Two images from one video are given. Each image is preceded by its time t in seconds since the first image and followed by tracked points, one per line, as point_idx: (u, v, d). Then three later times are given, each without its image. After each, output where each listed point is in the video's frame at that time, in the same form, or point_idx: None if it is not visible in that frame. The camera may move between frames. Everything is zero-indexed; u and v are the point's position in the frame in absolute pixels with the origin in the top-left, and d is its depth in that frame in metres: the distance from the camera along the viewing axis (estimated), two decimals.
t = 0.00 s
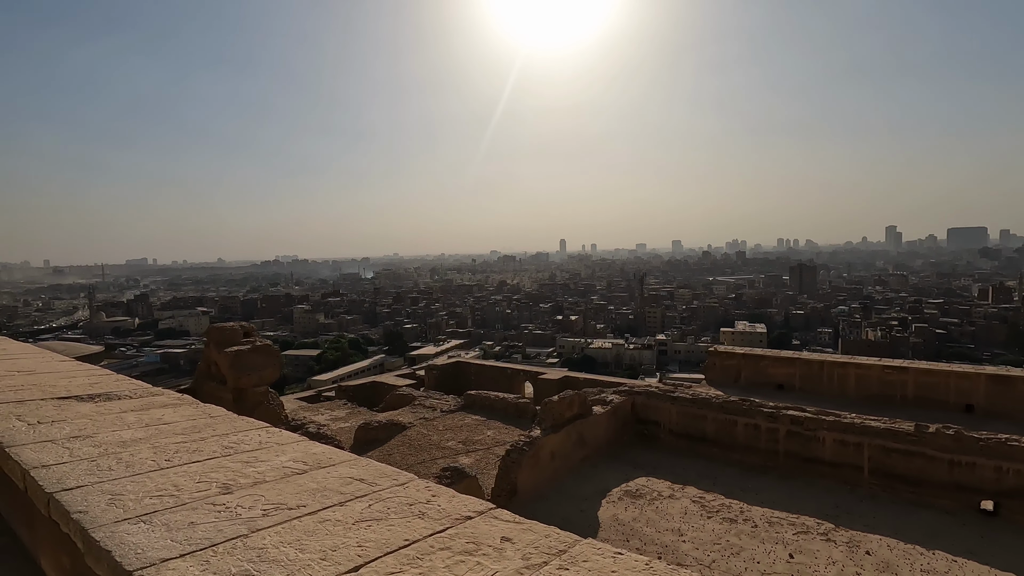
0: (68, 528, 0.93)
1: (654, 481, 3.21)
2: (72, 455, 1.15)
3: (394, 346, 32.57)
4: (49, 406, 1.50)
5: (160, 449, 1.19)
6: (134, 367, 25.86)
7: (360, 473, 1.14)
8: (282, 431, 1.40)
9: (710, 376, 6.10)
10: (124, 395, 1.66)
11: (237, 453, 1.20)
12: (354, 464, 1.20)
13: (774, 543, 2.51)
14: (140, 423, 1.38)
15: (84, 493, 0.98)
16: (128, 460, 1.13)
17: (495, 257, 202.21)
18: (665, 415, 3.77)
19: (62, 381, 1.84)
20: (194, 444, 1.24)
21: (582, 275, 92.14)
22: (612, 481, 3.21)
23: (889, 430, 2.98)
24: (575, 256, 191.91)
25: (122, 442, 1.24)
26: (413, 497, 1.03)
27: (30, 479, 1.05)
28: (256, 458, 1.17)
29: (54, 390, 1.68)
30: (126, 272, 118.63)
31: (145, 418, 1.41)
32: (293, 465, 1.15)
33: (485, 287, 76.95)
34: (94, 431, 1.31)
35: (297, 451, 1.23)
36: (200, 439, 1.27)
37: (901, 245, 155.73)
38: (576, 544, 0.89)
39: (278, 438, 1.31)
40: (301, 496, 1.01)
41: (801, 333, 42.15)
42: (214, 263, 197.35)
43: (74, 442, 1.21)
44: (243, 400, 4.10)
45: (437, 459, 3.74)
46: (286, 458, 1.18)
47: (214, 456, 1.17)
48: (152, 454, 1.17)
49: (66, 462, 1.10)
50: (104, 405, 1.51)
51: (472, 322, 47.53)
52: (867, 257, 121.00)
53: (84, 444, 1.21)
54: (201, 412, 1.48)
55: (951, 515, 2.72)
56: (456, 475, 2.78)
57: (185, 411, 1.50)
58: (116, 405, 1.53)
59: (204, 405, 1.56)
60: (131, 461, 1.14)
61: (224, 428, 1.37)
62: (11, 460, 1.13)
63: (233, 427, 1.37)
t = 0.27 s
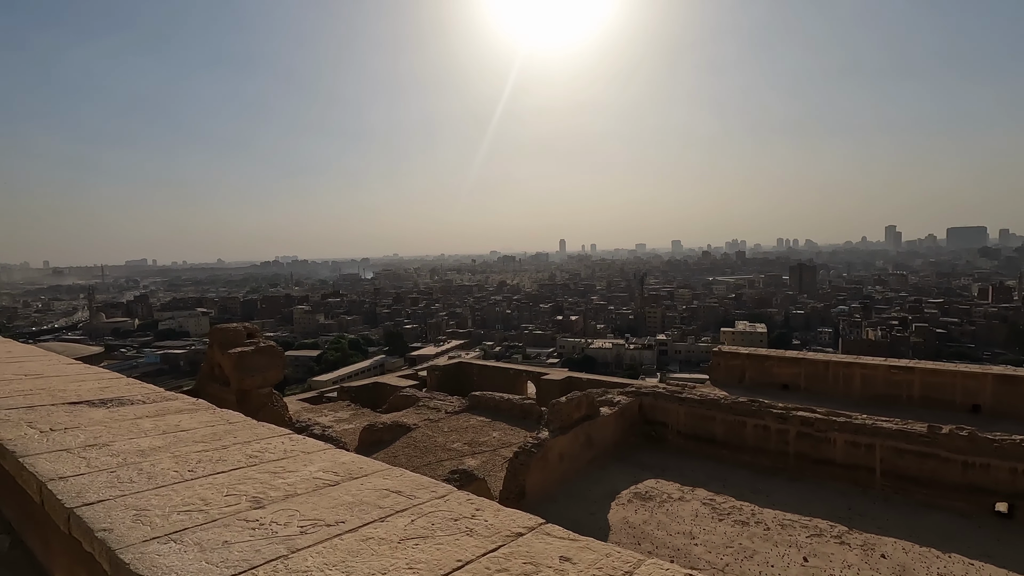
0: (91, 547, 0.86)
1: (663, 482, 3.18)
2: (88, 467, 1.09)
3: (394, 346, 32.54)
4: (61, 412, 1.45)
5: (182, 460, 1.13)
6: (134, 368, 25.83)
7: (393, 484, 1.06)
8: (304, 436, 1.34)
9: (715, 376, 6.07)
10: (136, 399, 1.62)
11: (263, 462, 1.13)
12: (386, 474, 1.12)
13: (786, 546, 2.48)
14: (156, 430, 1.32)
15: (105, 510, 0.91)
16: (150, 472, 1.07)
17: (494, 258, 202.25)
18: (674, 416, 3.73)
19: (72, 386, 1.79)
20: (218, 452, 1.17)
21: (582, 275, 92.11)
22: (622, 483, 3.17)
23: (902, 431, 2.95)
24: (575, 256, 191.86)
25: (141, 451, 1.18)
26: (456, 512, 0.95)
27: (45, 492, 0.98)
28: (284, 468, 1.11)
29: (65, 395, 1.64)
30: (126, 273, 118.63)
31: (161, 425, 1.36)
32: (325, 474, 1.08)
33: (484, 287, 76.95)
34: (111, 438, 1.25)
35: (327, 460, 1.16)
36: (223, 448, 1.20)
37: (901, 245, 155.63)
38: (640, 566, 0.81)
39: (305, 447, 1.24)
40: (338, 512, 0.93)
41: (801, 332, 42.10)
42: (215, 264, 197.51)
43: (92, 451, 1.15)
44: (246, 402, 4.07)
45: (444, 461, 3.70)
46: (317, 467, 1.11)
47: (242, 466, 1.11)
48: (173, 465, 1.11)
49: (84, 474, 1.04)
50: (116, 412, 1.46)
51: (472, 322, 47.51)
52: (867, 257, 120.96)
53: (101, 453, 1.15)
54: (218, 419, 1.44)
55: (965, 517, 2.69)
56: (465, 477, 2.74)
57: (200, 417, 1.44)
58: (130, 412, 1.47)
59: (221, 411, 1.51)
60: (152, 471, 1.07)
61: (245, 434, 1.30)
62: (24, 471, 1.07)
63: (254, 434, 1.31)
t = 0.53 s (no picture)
0: (122, 568, 0.81)
1: (674, 485, 3.15)
2: (111, 478, 1.03)
3: (394, 347, 32.56)
4: (76, 419, 1.41)
5: (210, 470, 1.08)
6: (135, 369, 25.81)
7: (436, 499, 1.00)
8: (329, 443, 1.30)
9: (719, 377, 6.03)
10: (151, 405, 1.59)
11: (295, 472, 1.08)
12: (425, 486, 1.06)
13: (802, 550, 2.44)
14: (178, 436, 1.28)
15: (137, 527, 0.86)
16: (178, 484, 1.02)
17: (494, 259, 202.23)
18: (682, 418, 3.70)
19: (83, 391, 1.75)
20: (247, 463, 1.12)
21: (582, 275, 92.09)
22: (632, 486, 3.14)
23: (915, 433, 2.92)
24: (575, 257, 191.85)
25: (166, 461, 1.13)
26: (509, 530, 0.89)
27: (69, 509, 0.93)
28: (318, 479, 1.05)
29: (77, 402, 1.60)
30: (126, 274, 118.63)
31: (182, 432, 1.32)
32: (362, 488, 1.03)
33: (485, 287, 76.91)
34: (131, 447, 1.20)
35: (362, 472, 1.10)
36: (251, 457, 1.15)
37: (901, 245, 155.63)
38: None
39: (337, 457, 1.19)
40: (383, 530, 0.87)
41: (801, 333, 42.08)
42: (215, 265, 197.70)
43: (114, 462, 1.10)
44: (251, 404, 4.04)
45: (451, 464, 3.67)
46: (353, 478, 1.06)
47: (274, 478, 1.05)
48: (200, 475, 1.06)
49: (109, 488, 0.99)
50: (133, 419, 1.42)
51: (472, 323, 47.50)
52: (867, 257, 120.87)
53: (123, 464, 1.10)
54: (238, 425, 1.39)
55: (981, 520, 2.66)
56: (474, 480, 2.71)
57: (219, 424, 1.39)
58: (146, 418, 1.43)
59: (241, 417, 1.47)
60: (180, 484, 1.02)
61: (271, 441, 1.26)
62: (43, 485, 1.02)
63: (279, 441, 1.27)
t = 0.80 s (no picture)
0: None
1: (682, 488, 3.12)
2: (133, 495, 0.99)
3: (395, 348, 32.56)
4: (90, 429, 1.38)
5: (235, 486, 1.03)
6: (136, 370, 25.80)
7: (478, 517, 0.95)
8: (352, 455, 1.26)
9: (724, 379, 5.99)
10: (162, 414, 1.56)
11: (324, 488, 1.04)
12: (463, 503, 1.01)
13: (815, 555, 2.41)
14: (197, 448, 1.24)
15: (163, 552, 0.81)
16: (203, 502, 0.97)
17: (495, 259, 202.42)
18: (690, 420, 3.68)
19: (94, 398, 1.72)
20: (272, 477, 1.08)
21: (582, 276, 92.11)
22: (640, 490, 3.11)
23: (927, 436, 2.88)
24: (576, 258, 191.80)
25: (187, 475, 1.08)
26: (560, 555, 0.84)
27: (90, 528, 0.89)
28: (350, 496, 1.00)
29: (87, 410, 1.57)
30: (126, 275, 118.66)
31: (201, 443, 1.28)
32: (395, 503, 0.98)
33: (485, 288, 76.87)
34: (152, 459, 1.16)
35: (395, 487, 1.05)
36: (274, 472, 1.11)
37: (902, 245, 155.46)
38: None
39: (364, 469, 1.15)
40: (428, 554, 0.82)
41: (802, 333, 42.01)
42: (216, 266, 197.93)
43: (134, 477, 1.06)
44: (255, 406, 4.02)
45: (458, 467, 3.64)
46: (385, 494, 1.01)
47: (304, 494, 1.01)
48: (226, 491, 1.02)
49: (131, 506, 0.95)
50: (148, 429, 1.39)
51: (473, 324, 47.49)
52: (867, 258, 120.81)
53: (144, 479, 1.06)
54: (257, 435, 1.36)
55: (995, 524, 2.62)
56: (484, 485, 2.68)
57: (237, 433, 1.36)
58: (162, 428, 1.39)
59: (259, 426, 1.43)
60: (205, 500, 0.97)
61: (292, 454, 1.22)
62: (63, 501, 0.98)
63: (302, 452, 1.23)
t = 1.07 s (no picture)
0: None
1: (691, 490, 3.09)
2: (158, 508, 0.95)
3: (395, 349, 32.50)
4: (101, 436, 1.35)
5: (261, 499, 1.00)
6: (135, 371, 25.71)
7: (521, 534, 0.91)
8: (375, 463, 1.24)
9: (727, 380, 5.96)
10: (175, 419, 1.53)
11: (355, 501, 1.01)
12: (502, 518, 0.97)
13: (828, 558, 2.38)
14: (216, 457, 1.21)
15: (197, 570, 0.78)
16: (228, 517, 0.93)
17: (494, 260, 202.42)
18: (697, 421, 3.64)
19: (104, 403, 1.70)
20: (299, 489, 1.05)
21: (581, 276, 92.17)
22: (648, 492, 3.08)
23: (938, 437, 2.86)
24: (575, 258, 191.82)
25: (210, 486, 1.05)
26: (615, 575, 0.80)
27: (109, 547, 0.85)
28: (382, 511, 0.97)
29: (100, 414, 1.54)
30: (125, 276, 118.34)
31: (219, 451, 1.25)
32: (432, 519, 0.95)
33: (485, 288, 76.81)
34: (169, 470, 1.12)
35: (428, 499, 1.02)
36: (300, 481, 1.08)
37: (901, 245, 155.56)
38: None
39: (391, 480, 1.11)
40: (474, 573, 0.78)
41: (802, 333, 42.01)
42: (215, 266, 197.83)
43: (153, 489, 1.02)
44: (258, 408, 3.98)
45: (463, 469, 3.62)
46: (420, 508, 0.98)
47: (334, 507, 0.98)
48: (253, 503, 0.98)
49: (158, 520, 0.92)
50: (162, 436, 1.36)
51: (472, 324, 47.46)
52: (866, 257, 120.90)
53: (163, 491, 1.03)
54: (274, 442, 1.32)
55: (1009, 527, 2.59)
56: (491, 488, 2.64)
57: (255, 440, 1.33)
58: (177, 436, 1.36)
59: (276, 434, 1.39)
60: (233, 514, 0.94)
61: (317, 463, 1.19)
62: (77, 518, 0.94)
63: (325, 463, 1.20)
